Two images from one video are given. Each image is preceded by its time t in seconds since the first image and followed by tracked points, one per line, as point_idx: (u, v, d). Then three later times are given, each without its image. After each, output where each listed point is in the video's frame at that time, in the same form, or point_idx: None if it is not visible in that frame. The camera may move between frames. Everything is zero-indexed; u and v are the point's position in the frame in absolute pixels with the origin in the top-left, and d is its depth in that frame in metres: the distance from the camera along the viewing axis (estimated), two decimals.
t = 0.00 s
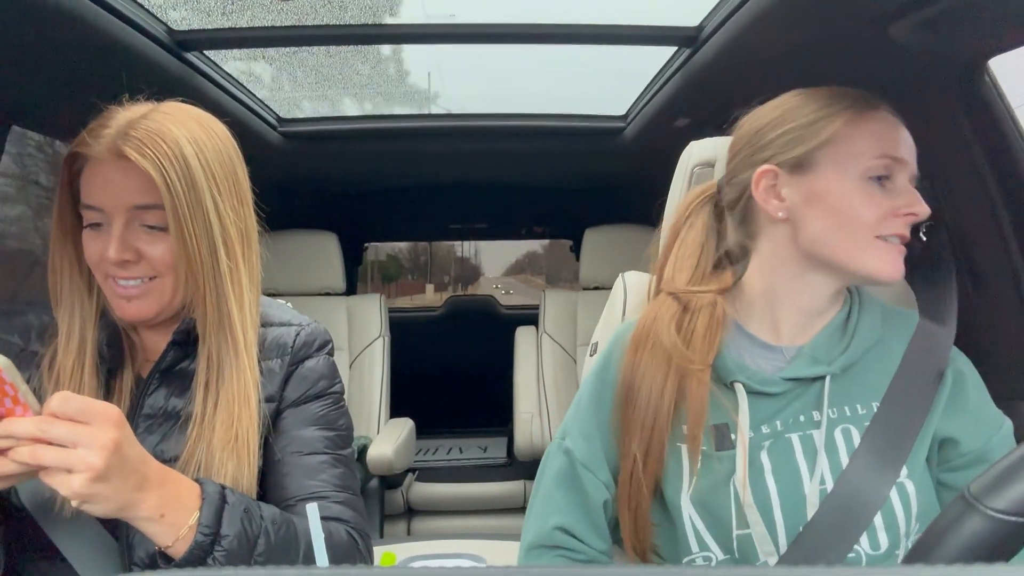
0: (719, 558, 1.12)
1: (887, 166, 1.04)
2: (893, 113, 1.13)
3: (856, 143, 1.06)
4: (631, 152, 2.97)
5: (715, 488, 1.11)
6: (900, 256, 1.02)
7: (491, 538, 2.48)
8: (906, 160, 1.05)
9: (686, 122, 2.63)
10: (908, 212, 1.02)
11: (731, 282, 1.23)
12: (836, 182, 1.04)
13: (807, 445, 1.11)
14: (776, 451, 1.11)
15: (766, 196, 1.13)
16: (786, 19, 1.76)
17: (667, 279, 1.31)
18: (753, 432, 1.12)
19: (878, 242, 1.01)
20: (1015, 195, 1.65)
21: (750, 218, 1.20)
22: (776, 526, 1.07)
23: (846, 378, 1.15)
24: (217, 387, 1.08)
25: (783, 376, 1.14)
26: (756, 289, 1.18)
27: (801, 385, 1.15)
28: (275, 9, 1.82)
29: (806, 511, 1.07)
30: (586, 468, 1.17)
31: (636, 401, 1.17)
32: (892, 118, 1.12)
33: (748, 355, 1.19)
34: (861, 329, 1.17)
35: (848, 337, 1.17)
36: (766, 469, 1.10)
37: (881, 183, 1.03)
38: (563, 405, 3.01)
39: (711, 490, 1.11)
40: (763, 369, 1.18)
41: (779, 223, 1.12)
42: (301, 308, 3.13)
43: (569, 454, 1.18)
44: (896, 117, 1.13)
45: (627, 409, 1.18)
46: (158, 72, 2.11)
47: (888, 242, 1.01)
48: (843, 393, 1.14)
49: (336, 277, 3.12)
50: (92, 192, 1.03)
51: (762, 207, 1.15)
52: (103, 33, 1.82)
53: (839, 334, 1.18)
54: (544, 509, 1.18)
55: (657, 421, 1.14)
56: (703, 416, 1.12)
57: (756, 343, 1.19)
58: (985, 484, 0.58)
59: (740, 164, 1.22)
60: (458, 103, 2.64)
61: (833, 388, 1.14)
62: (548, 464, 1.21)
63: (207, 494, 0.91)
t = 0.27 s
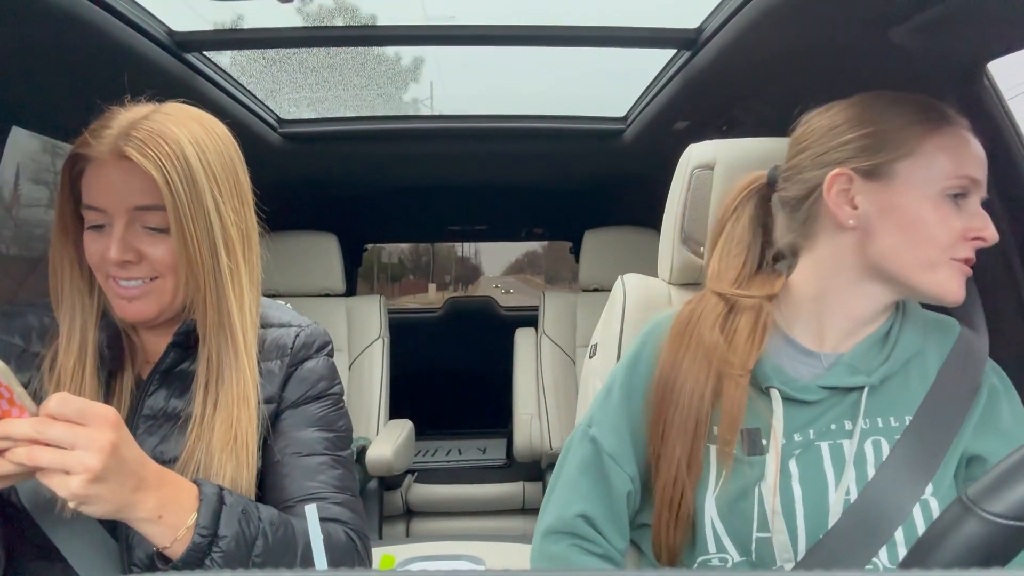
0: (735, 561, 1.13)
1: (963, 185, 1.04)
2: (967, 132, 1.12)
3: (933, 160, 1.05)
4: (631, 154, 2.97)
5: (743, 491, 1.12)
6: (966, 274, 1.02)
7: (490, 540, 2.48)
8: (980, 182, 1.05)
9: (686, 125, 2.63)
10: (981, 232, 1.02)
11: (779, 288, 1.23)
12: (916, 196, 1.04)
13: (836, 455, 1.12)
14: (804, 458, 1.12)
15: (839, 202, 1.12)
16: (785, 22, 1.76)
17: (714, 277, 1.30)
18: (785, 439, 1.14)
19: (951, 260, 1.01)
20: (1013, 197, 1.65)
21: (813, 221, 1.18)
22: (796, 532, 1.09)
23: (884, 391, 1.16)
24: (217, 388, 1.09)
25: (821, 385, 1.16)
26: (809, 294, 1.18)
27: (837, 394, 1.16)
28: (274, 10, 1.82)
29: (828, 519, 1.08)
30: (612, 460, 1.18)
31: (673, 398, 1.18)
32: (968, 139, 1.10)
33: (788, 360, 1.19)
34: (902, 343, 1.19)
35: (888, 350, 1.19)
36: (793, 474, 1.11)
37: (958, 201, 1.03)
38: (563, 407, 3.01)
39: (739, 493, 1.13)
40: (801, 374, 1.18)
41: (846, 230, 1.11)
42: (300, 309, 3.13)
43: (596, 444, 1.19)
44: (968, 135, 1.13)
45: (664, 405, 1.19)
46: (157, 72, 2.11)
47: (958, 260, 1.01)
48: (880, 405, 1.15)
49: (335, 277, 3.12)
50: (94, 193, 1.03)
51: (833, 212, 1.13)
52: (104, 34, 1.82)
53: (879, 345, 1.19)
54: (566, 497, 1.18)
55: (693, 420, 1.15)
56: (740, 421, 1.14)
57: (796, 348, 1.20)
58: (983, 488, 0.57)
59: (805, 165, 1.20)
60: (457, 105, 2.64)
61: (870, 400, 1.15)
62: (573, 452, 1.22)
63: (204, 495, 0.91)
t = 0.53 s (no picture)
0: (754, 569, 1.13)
1: (964, 163, 0.98)
2: (983, 104, 1.05)
3: (931, 143, 1.00)
4: (631, 153, 2.97)
5: (772, 510, 1.09)
6: (991, 257, 0.93)
7: (491, 540, 2.48)
8: (991, 156, 0.98)
9: (686, 123, 2.62)
10: (996, 209, 0.94)
11: (824, 291, 1.14)
12: (910, 185, 1.00)
13: (871, 476, 1.07)
14: (838, 480, 1.07)
15: (836, 203, 1.10)
16: (787, 20, 1.75)
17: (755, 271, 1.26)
18: (821, 461, 1.08)
19: (962, 245, 0.93)
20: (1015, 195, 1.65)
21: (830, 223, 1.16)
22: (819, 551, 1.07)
23: (929, 408, 1.09)
24: (218, 388, 1.08)
25: (861, 403, 1.09)
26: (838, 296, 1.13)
27: (878, 412, 1.09)
28: (273, 9, 1.81)
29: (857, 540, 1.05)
30: (634, 468, 1.14)
31: (708, 408, 1.14)
32: (979, 109, 1.03)
33: (828, 374, 1.13)
34: (953, 352, 1.11)
35: (938, 360, 1.11)
36: (824, 496, 1.07)
37: (960, 183, 0.97)
38: (563, 407, 3.00)
39: (769, 508, 1.09)
40: (840, 390, 1.12)
41: (852, 231, 1.09)
42: (299, 309, 3.12)
43: (618, 448, 1.16)
44: (987, 106, 1.05)
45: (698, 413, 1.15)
46: (156, 73, 2.10)
47: (971, 243, 0.93)
48: (923, 422, 1.09)
49: (335, 277, 3.11)
50: (98, 190, 1.02)
51: (832, 214, 1.11)
52: (102, 34, 1.81)
53: (926, 355, 1.12)
54: (585, 497, 1.17)
55: (727, 433, 1.12)
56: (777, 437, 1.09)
57: (835, 360, 1.13)
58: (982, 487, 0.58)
59: (816, 169, 1.19)
60: (456, 104, 2.63)
61: (914, 418, 1.09)
62: (594, 451, 1.20)
63: (200, 497, 0.90)
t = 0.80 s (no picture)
0: None
1: (979, 164, 0.92)
2: (999, 102, 0.99)
3: (942, 145, 0.95)
4: (631, 152, 2.97)
5: (786, 537, 1.04)
6: (1010, 263, 0.86)
7: (491, 540, 2.48)
8: (1009, 153, 0.92)
9: (685, 122, 2.62)
10: (1016, 210, 0.87)
11: (836, 301, 1.09)
12: (920, 190, 0.94)
13: (888, 495, 1.01)
14: (855, 506, 1.02)
15: (844, 214, 1.06)
16: (786, 19, 1.75)
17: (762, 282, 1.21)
18: (838, 485, 1.03)
19: (979, 251, 0.87)
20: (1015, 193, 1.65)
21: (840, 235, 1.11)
22: None
23: (951, 427, 1.03)
24: (216, 388, 1.08)
25: (879, 424, 1.03)
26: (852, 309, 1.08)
27: (897, 432, 1.03)
28: (273, 11, 1.81)
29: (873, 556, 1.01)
30: (639, 490, 1.09)
31: (719, 429, 1.09)
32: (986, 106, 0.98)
33: (842, 394, 1.07)
34: (974, 368, 1.05)
35: (958, 376, 1.05)
36: (837, 518, 1.02)
37: (975, 184, 0.91)
38: (564, 407, 3.00)
39: (785, 537, 1.05)
40: (856, 411, 1.06)
41: (862, 243, 1.03)
42: (300, 310, 3.12)
43: (622, 468, 1.11)
44: (1003, 103, 0.99)
45: (711, 438, 1.09)
46: (155, 74, 2.10)
47: (988, 249, 0.87)
48: (945, 443, 1.03)
49: (335, 278, 3.12)
50: (94, 191, 1.02)
51: (840, 226, 1.06)
52: (103, 36, 1.81)
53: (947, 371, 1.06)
54: (588, 520, 1.12)
55: (740, 456, 1.07)
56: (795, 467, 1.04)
57: (852, 377, 1.07)
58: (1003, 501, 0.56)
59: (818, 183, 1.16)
60: (456, 104, 2.63)
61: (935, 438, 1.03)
62: (598, 471, 1.15)
63: (199, 498, 0.90)
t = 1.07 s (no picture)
0: None
1: (975, 172, 0.92)
2: (999, 107, 0.99)
3: (939, 152, 0.95)
4: (632, 153, 2.97)
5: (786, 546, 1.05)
6: (1000, 274, 0.87)
7: (491, 540, 2.48)
8: (1006, 160, 0.91)
9: (686, 123, 2.62)
10: (1010, 219, 0.87)
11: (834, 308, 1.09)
12: (915, 199, 0.95)
13: (889, 505, 1.02)
14: (857, 515, 1.02)
15: (839, 219, 1.06)
16: (786, 20, 1.75)
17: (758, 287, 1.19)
18: (838, 495, 1.03)
19: (972, 262, 0.88)
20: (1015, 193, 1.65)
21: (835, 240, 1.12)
22: None
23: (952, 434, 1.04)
24: (213, 386, 1.08)
25: (879, 432, 1.03)
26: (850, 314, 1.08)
27: (896, 441, 1.04)
28: (274, 10, 1.81)
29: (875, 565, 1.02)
30: (637, 500, 1.09)
31: (716, 440, 1.08)
32: (983, 111, 0.98)
33: (842, 402, 1.07)
34: (973, 373, 1.06)
35: (957, 382, 1.06)
36: (840, 526, 1.03)
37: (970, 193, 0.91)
38: (564, 407, 3.00)
39: (788, 547, 1.05)
40: (854, 419, 1.07)
41: (857, 249, 1.04)
42: (300, 310, 3.12)
43: (620, 478, 1.11)
44: (1002, 109, 0.99)
45: (709, 450, 1.08)
46: (157, 73, 2.09)
47: (980, 259, 0.88)
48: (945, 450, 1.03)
49: (335, 277, 3.11)
50: (90, 190, 1.02)
51: (835, 232, 1.07)
52: (104, 35, 1.81)
53: (945, 377, 1.07)
54: (587, 530, 1.12)
55: (738, 468, 1.06)
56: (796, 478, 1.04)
57: (851, 386, 1.07)
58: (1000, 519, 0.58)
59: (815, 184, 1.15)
60: (457, 104, 2.63)
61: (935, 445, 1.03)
62: (596, 481, 1.14)
63: (197, 498, 0.90)
